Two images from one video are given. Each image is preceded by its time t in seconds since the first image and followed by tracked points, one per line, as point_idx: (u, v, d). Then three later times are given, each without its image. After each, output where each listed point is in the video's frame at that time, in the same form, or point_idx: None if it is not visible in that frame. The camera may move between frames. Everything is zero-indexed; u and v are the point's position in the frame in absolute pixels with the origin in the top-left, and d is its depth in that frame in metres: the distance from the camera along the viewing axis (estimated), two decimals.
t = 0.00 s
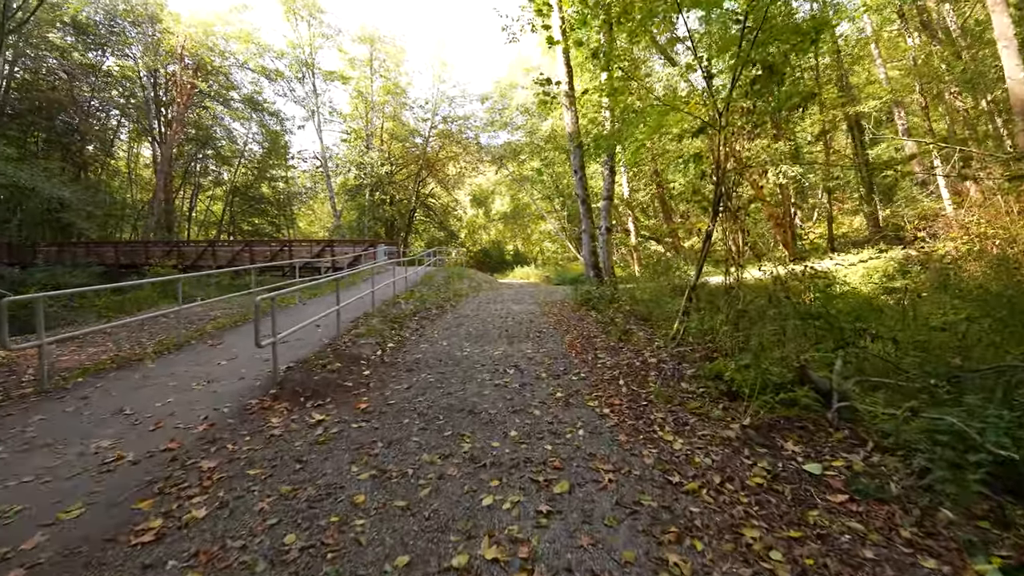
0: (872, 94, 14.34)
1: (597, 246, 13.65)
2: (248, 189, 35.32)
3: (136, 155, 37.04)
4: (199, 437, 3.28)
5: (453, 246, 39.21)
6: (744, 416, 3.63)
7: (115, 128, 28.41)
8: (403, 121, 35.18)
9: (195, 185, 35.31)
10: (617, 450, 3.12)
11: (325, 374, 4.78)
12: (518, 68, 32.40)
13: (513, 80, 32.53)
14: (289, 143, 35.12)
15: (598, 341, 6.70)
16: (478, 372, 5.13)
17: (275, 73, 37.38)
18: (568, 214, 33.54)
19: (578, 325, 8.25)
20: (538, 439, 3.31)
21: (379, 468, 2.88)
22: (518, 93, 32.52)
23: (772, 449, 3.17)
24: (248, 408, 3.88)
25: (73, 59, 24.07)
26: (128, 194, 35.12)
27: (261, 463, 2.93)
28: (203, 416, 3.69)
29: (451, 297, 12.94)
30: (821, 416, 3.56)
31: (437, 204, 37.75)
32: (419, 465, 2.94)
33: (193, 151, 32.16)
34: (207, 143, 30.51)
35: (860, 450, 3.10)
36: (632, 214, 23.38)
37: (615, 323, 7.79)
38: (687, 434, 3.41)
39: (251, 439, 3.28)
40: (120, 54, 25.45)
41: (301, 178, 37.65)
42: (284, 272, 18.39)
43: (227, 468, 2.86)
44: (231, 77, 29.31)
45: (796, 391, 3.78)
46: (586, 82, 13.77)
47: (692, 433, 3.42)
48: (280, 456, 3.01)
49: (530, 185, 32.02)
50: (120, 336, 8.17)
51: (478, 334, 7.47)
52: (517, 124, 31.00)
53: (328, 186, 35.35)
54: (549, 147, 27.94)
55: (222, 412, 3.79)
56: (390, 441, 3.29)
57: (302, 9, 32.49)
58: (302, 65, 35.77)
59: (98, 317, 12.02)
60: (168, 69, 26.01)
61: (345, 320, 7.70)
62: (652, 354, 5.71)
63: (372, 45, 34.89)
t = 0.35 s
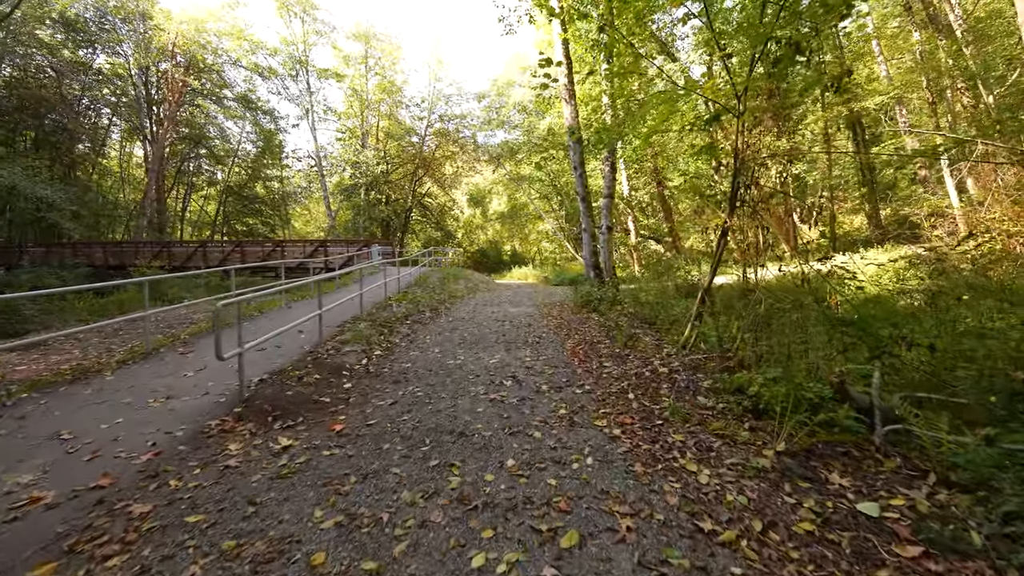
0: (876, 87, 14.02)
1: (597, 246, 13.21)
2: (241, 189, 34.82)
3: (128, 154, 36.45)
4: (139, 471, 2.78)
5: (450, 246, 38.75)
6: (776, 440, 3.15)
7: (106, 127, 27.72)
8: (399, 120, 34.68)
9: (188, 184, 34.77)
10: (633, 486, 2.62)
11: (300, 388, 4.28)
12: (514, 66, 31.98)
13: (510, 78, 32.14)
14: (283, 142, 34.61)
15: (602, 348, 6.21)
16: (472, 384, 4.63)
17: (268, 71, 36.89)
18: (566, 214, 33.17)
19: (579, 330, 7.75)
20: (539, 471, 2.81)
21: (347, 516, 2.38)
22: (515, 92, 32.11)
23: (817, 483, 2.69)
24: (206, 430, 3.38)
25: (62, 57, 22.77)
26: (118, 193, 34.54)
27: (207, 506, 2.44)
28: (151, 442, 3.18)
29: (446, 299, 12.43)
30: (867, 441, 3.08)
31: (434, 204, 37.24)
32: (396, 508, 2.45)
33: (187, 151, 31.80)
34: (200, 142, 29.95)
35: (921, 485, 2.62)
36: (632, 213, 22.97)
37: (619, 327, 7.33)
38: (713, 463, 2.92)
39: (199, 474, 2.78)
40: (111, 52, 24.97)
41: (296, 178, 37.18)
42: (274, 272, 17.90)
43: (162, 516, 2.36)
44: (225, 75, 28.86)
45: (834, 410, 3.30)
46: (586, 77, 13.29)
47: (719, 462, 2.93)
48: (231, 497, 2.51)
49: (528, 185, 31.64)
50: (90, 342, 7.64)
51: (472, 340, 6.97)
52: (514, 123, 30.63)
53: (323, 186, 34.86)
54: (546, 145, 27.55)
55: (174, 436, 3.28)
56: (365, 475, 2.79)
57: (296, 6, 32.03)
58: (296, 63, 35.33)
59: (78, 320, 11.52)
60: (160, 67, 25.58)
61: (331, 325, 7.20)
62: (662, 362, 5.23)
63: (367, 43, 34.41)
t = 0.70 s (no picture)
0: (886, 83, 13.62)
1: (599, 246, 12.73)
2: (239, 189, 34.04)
3: (121, 153, 35.87)
4: (68, 510, 2.33)
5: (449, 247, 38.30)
6: (820, 468, 2.72)
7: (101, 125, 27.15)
8: (397, 119, 34.21)
9: (182, 182, 34.21)
10: (661, 532, 2.18)
11: (277, 401, 3.84)
12: (513, 64, 31.57)
13: (509, 77, 31.74)
14: (280, 140, 34.10)
15: (609, 354, 5.77)
16: (469, 395, 4.19)
17: (264, 69, 36.39)
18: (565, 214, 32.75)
19: (583, 334, 7.31)
20: (546, 509, 2.38)
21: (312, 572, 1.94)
22: (514, 90, 31.72)
23: (879, 524, 2.25)
24: (161, 455, 2.93)
25: (54, 53, 21.92)
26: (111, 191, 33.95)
27: (140, 561, 2.00)
28: (92, 469, 2.72)
29: (443, 301, 11.98)
30: (926, 471, 2.65)
31: (432, 204, 36.79)
32: (374, 561, 2.01)
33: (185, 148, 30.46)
34: (196, 140, 29.44)
35: (1003, 528, 2.19)
36: (634, 213, 22.54)
37: (626, 332, 6.90)
38: (752, 499, 2.48)
39: (142, 513, 2.34)
40: (105, 49, 24.41)
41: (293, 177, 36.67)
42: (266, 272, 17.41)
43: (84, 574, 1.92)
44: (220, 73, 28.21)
45: (886, 432, 2.87)
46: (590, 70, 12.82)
47: (758, 497, 2.49)
48: (172, 547, 2.08)
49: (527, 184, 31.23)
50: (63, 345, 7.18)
51: (470, 344, 6.53)
52: (513, 122, 30.24)
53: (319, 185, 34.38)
54: (546, 145, 27.14)
55: (122, 461, 2.83)
56: (339, 513, 2.35)
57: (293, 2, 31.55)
58: (292, 60, 34.87)
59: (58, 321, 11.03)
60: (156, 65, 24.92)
61: (319, 329, 6.73)
62: (676, 371, 4.79)
63: (364, 40, 33.93)
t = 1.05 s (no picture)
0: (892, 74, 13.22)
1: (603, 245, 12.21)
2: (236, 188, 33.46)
3: (115, 151, 35.30)
4: None
5: (447, 246, 37.81)
6: (888, 519, 2.26)
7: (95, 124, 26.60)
8: (395, 117, 33.68)
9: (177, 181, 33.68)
10: None
11: (250, 427, 3.36)
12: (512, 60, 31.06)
13: (508, 74, 31.24)
14: (276, 138, 33.57)
15: (621, 365, 5.28)
16: (466, 417, 3.69)
17: (259, 65, 35.85)
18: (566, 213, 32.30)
19: (589, 341, 6.83)
20: None
21: None
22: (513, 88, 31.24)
23: None
24: (99, 500, 2.46)
25: (48, 51, 20.98)
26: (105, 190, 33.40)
27: None
28: (10, 521, 2.25)
29: (440, 303, 11.49)
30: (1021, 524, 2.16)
31: (431, 203, 36.32)
32: None
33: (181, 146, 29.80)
34: (191, 139, 28.93)
35: None
36: (636, 211, 22.05)
37: (636, 339, 6.41)
38: (818, 566, 2.01)
39: None
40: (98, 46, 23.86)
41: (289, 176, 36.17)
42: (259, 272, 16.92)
43: None
44: (215, 71, 27.52)
45: (972, 474, 2.37)
46: (593, 62, 12.30)
47: (822, 561, 2.03)
48: None
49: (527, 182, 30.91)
50: (32, 353, 6.67)
51: (470, 353, 6.04)
52: (512, 120, 30.33)
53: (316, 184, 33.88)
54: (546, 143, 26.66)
55: (50, 509, 2.36)
56: None
57: None
58: (288, 57, 34.38)
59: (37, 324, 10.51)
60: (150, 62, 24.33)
61: (306, 336, 6.24)
62: (698, 386, 4.32)
63: (361, 36, 33.38)
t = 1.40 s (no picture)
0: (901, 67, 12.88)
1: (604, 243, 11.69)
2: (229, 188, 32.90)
3: (107, 150, 34.77)
4: None
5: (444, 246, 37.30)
6: None
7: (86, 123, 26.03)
8: (391, 115, 33.19)
9: (169, 180, 33.15)
10: None
11: (200, 453, 2.86)
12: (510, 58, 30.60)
13: (505, 72, 30.78)
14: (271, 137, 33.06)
15: (628, 373, 4.80)
16: (456, 439, 3.19)
17: (252, 62, 35.40)
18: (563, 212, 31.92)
19: (592, 345, 6.35)
20: None
21: None
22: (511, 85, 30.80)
23: None
24: None
25: (35, 48, 20.09)
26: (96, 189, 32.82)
27: None
28: None
29: (434, 305, 10.98)
30: None
31: (427, 202, 35.82)
32: None
33: (173, 145, 29.22)
34: (184, 138, 28.39)
35: None
36: (637, 209, 21.61)
37: (642, 343, 5.93)
38: None
39: None
40: (91, 45, 23.35)
41: (284, 175, 35.66)
42: (249, 272, 16.41)
43: None
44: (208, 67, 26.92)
45: None
46: (594, 54, 11.85)
47: None
48: None
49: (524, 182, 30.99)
50: None
51: (462, 360, 5.53)
52: (509, 118, 29.98)
53: (311, 183, 33.39)
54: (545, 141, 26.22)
55: None
56: None
57: None
58: (281, 54, 33.97)
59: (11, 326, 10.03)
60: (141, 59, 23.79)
61: (285, 342, 5.73)
62: (717, 399, 3.84)
63: (356, 33, 32.88)
